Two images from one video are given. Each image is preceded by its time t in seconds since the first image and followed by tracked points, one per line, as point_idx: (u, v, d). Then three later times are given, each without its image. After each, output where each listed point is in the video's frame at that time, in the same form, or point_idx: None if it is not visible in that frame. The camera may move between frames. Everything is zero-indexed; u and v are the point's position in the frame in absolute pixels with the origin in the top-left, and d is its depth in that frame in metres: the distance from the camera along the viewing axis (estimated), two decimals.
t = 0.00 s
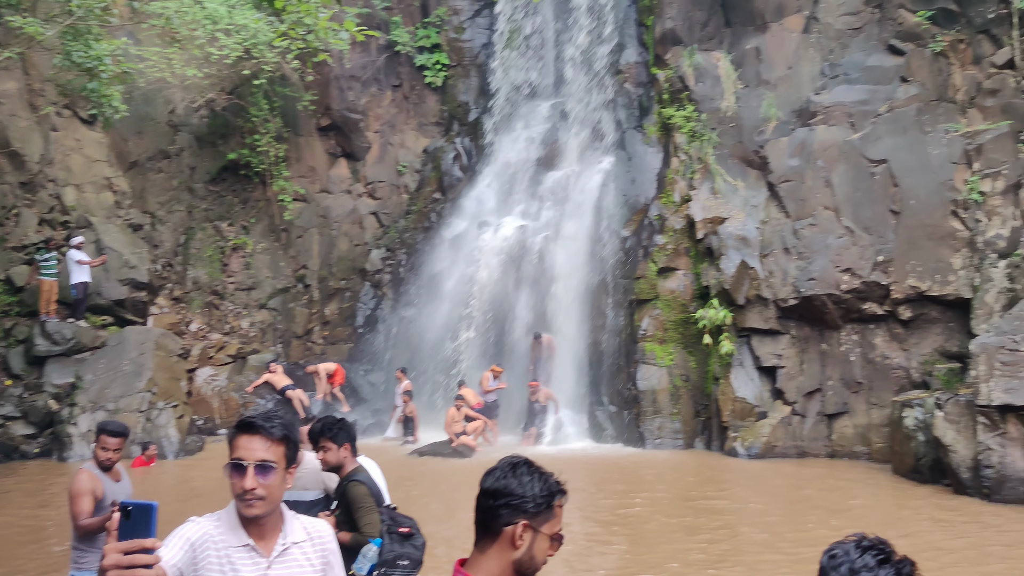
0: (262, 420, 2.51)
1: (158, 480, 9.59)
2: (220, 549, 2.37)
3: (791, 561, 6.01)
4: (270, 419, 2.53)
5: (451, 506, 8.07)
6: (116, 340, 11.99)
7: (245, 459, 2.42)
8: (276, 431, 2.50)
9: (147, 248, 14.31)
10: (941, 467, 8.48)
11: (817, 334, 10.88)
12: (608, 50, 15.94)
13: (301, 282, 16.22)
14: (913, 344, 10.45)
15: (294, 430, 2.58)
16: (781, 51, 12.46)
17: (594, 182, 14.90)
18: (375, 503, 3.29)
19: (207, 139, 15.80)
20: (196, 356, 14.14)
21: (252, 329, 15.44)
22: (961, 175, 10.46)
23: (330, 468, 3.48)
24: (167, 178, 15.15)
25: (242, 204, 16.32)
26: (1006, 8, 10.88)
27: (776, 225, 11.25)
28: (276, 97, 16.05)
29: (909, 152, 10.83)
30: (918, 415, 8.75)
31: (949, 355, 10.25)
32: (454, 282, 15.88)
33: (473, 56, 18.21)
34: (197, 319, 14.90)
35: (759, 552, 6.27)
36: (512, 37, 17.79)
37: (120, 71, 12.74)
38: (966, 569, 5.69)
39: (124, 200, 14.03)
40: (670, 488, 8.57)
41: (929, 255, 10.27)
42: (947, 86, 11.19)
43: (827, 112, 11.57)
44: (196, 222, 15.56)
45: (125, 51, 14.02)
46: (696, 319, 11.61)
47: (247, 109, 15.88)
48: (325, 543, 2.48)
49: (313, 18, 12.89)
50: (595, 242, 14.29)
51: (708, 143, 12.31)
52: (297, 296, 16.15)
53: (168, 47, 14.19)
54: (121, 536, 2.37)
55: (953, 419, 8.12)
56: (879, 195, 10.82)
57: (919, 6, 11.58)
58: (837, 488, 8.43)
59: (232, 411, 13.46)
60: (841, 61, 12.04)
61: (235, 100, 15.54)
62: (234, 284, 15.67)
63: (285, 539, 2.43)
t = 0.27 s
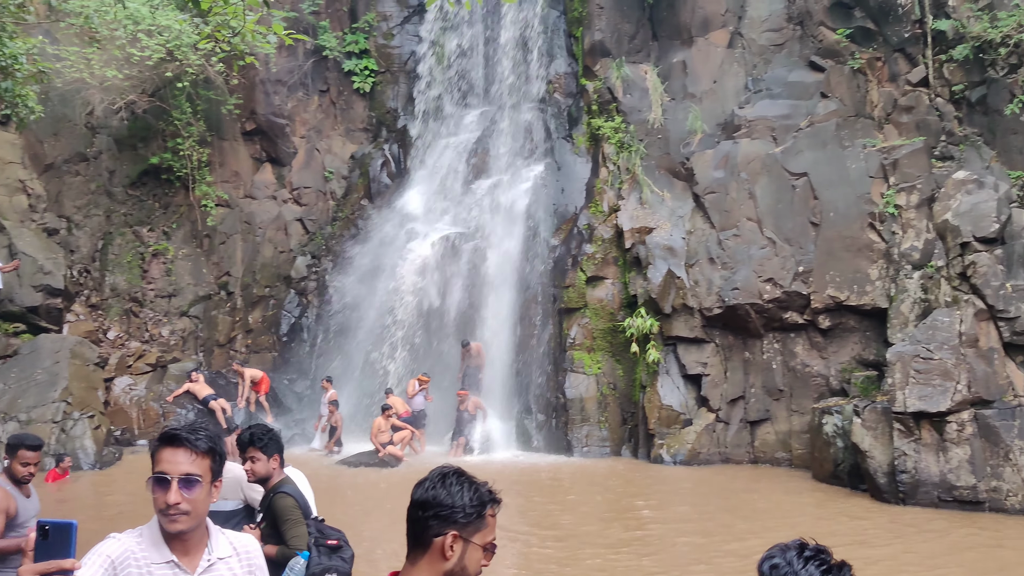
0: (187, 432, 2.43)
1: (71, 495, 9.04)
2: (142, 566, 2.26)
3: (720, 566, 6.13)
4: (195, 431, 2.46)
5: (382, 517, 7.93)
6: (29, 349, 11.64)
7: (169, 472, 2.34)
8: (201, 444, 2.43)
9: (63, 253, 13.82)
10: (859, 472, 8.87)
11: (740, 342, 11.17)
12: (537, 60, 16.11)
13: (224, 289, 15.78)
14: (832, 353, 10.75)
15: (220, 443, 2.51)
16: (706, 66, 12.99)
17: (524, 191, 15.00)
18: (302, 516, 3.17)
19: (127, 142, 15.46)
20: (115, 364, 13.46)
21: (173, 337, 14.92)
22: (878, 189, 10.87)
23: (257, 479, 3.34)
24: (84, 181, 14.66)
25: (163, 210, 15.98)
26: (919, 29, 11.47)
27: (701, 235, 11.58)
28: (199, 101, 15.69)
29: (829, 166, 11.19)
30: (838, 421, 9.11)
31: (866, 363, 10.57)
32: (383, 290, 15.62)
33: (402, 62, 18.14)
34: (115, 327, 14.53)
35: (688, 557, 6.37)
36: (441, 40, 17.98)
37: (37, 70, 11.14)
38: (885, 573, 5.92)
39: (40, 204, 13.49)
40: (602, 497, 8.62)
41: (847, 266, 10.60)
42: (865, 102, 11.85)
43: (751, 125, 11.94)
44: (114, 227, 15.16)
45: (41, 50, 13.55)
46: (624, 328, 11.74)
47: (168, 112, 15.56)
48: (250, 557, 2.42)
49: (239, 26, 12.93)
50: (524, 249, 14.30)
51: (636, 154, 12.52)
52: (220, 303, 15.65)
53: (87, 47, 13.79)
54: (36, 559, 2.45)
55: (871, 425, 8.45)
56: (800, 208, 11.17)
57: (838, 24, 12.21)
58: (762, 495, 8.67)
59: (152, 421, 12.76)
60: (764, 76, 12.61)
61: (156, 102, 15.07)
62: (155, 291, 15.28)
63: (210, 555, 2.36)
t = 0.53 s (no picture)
0: (139, 438, 2.34)
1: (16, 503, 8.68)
2: None
3: (683, 565, 6.19)
4: (147, 436, 2.38)
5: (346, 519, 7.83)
6: None
7: (120, 478, 2.25)
8: (154, 449, 2.35)
9: (9, 256, 13.02)
10: (810, 470, 9.09)
11: (695, 343, 11.34)
12: (493, 62, 16.11)
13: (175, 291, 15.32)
14: (784, 352, 10.97)
15: (172, 449, 2.44)
16: (660, 69, 13.21)
17: (479, 192, 14.99)
18: (258, 521, 3.11)
19: (73, 143, 14.85)
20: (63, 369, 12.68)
21: (122, 341, 14.37)
22: (828, 192, 11.14)
23: (211, 485, 3.25)
24: (29, 183, 14.00)
25: (112, 211, 15.36)
26: (867, 34, 11.94)
27: (656, 237, 11.75)
28: (150, 100, 15.30)
29: (780, 168, 11.46)
30: (790, 420, 9.32)
31: (816, 362, 10.79)
32: (338, 293, 15.46)
33: (356, 63, 18.01)
34: (63, 331, 13.69)
35: (650, 557, 6.42)
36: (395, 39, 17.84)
37: None
38: (843, 569, 6.06)
39: None
40: (563, 498, 8.63)
41: (798, 267, 10.81)
42: (815, 105, 12.06)
43: (704, 128, 12.18)
44: (61, 229, 14.39)
45: None
46: (581, 330, 11.83)
47: (117, 112, 15.10)
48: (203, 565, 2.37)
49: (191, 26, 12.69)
50: (479, 250, 14.30)
51: (592, 156, 12.61)
52: (170, 306, 15.15)
53: (32, 45, 13.02)
54: None
55: (822, 424, 8.64)
56: (753, 210, 11.42)
57: (789, 29, 12.61)
58: (720, 494, 8.81)
59: (101, 426, 12.39)
60: (716, 79, 12.90)
61: (105, 101, 14.59)
62: (103, 293, 14.60)
63: (163, 563, 2.28)
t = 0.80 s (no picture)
0: (109, 441, 2.30)
1: None
2: None
3: (663, 565, 6.21)
4: (117, 440, 2.33)
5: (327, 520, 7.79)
6: None
7: (89, 483, 2.21)
8: (124, 452, 2.31)
9: None
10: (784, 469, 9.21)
11: (671, 342, 11.42)
12: (469, 62, 16.15)
13: (148, 292, 15.18)
14: (758, 351, 11.10)
15: (143, 452, 2.39)
16: (636, 70, 13.25)
17: (455, 192, 14.90)
18: (232, 523, 3.07)
19: (45, 141, 14.75)
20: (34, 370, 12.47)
21: (95, 342, 14.26)
22: (802, 192, 11.30)
23: (185, 487, 3.20)
24: None
25: (84, 211, 15.38)
26: (840, 36, 12.14)
27: (632, 238, 11.79)
28: (123, 99, 15.32)
29: (754, 168, 11.61)
30: (764, 418, 9.40)
31: (791, 361, 10.91)
32: (312, 293, 15.27)
33: (331, 62, 17.87)
34: (34, 332, 13.64)
35: (628, 556, 6.44)
36: (371, 37, 17.71)
37: None
38: (815, 566, 6.17)
39: None
40: (541, 498, 8.63)
41: (773, 267, 10.94)
42: (788, 107, 12.21)
43: (680, 128, 12.24)
44: (32, 229, 14.32)
45: None
46: (557, 330, 11.88)
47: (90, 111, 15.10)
48: (175, 569, 2.33)
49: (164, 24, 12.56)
50: (455, 251, 14.28)
51: (568, 156, 12.63)
52: (144, 307, 15.01)
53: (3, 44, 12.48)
54: None
55: (797, 422, 8.77)
56: (727, 210, 11.55)
57: (762, 31, 12.77)
58: (697, 492, 8.89)
59: (74, 428, 12.20)
60: (691, 80, 12.98)
61: (76, 100, 14.57)
62: (75, 294, 14.51)
63: (134, 567, 2.25)
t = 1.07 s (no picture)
0: (98, 442, 2.29)
1: None
2: None
3: (660, 565, 6.19)
4: (106, 441, 2.32)
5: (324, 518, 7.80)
6: None
7: (78, 483, 2.20)
8: (113, 453, 2.30)
9: None
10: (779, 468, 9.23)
11: (666, 342, 11.43)
12: (467, 63, 16.34)
13: (144, 291, 15.32)
14: (753, 351, 11.12)
15: (133, 454, 2.38)
16: (632, 70, 13.24)
17: (453, 192, 14.93)
18: (225, 522, 3.05)
19: (41, 140, 14.78)
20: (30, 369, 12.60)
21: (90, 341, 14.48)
22: (797, 192, 11.31)
23: (179, 486, 3.19)
24: None
25: (80, 209, 15.53)
26: (836, 37, 12.09)
27: (628, 237, 11.77)
28: (119, 98, 15.34)
29: (749, 168, 11.62)
30: (759, 419, 9.42)
31: (786, 361, 10.94)
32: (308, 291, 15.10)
33: (327, 61, 17.38)
34: (29, 330, 13.93)
35: (623, 556, 6.44)
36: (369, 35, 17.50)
37: None
38: (806, 565, 6.21)
39: None
40: (537, 497, 8.63)
41: (768, 267, 10.96)
42: (784, 107, 12.25)
43: (675, 129, 12.27)
44: (28, 227, 14.59)
45: None
46: (552, 329, 11.88)
47: (86, 109, 15.12)
48: (164, 570, 2.32)
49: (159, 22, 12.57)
50: (452, 252, 14.28)
51: (564, 156, 12.64)
52: (140, 305, 15.17)
53: None
54: None
55: (791, 422, 8.79)
56: (723, 211, 11.55)
57: (759, 31, 12.73)
58: (693, 492, 8.90)
59: (69, 427, 12.13)
60: (687, 80, 12.98)
61: (71, 98, 14.72)
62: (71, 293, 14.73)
63: (123, 566, 2.24)
